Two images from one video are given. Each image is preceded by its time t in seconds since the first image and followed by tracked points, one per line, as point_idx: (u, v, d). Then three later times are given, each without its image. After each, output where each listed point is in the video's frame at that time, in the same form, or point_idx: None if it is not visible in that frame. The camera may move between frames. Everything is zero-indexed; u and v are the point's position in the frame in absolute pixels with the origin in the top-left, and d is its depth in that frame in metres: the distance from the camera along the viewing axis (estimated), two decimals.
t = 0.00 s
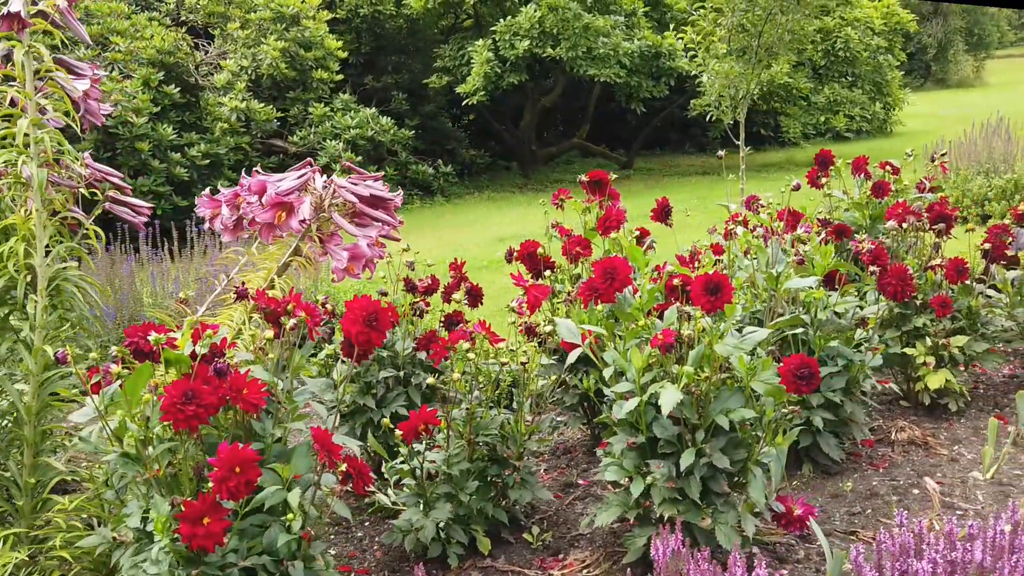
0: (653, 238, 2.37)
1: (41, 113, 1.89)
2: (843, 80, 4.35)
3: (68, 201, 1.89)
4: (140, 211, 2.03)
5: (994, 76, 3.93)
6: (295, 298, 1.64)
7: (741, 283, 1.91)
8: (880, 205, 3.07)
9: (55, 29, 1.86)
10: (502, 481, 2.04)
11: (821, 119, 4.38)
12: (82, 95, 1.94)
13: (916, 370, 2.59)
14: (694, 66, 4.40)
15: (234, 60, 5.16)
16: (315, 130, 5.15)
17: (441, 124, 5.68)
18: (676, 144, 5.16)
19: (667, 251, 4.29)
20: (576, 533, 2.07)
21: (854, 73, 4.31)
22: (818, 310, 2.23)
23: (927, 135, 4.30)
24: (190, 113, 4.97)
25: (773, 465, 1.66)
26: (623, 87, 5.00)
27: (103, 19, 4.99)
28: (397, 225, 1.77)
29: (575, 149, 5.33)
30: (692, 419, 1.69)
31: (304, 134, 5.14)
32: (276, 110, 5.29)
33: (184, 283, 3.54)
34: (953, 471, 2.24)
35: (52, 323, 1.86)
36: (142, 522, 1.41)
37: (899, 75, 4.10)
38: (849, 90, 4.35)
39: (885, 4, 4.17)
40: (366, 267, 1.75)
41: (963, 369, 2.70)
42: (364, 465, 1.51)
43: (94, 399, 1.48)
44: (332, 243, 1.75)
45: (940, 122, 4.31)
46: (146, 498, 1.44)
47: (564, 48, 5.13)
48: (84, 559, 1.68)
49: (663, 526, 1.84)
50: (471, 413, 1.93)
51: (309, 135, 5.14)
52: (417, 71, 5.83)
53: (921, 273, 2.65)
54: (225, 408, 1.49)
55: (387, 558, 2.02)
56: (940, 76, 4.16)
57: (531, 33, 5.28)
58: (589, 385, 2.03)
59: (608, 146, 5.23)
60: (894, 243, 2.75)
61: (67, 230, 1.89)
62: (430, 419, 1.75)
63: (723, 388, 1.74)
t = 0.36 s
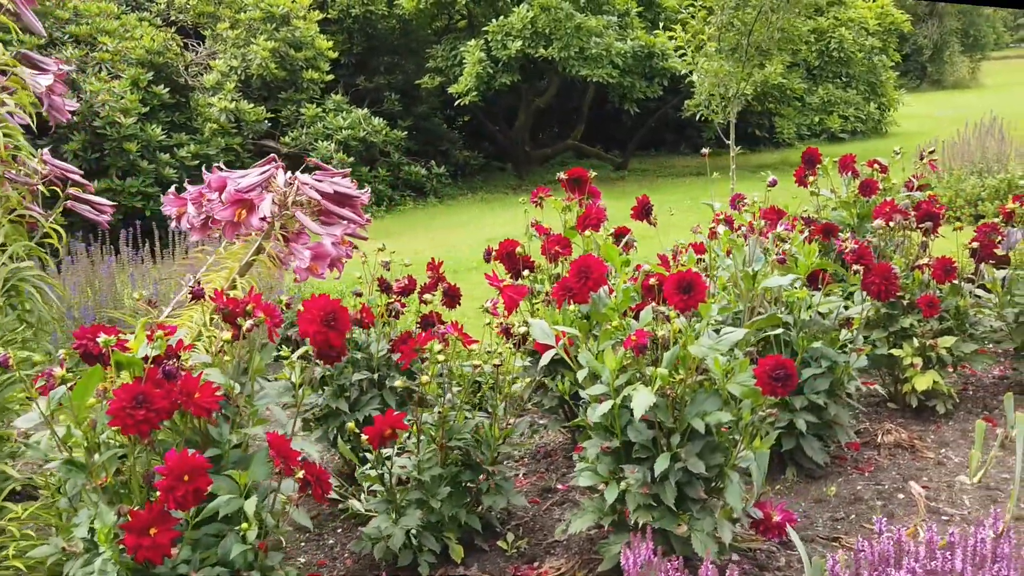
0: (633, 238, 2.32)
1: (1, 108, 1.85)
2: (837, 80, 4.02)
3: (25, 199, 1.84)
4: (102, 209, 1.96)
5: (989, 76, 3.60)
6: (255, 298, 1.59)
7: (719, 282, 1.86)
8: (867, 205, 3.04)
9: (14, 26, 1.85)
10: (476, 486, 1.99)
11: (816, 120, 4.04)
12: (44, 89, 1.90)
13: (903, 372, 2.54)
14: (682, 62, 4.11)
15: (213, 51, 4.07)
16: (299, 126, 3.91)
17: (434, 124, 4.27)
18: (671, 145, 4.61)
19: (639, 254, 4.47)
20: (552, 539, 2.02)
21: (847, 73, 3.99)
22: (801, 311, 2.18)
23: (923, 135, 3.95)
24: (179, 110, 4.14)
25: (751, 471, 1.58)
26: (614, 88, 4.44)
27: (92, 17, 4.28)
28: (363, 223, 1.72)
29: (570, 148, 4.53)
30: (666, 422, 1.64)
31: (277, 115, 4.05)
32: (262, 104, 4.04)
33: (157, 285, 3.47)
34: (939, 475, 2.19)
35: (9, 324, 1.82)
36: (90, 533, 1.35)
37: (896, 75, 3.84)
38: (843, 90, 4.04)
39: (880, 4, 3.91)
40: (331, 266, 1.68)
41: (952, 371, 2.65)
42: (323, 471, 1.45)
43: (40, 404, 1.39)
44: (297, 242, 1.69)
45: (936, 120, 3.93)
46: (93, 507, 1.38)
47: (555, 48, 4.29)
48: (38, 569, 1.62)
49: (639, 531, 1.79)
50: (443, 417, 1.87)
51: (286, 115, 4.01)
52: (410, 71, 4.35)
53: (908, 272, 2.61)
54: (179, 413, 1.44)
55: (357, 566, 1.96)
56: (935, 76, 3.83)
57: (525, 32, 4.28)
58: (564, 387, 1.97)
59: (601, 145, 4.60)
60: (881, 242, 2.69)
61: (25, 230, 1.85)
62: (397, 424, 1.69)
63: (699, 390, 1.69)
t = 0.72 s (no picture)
0: (617, 240, 2.27)
1: None
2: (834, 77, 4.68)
3: None
4: (66, 214, 1.91)
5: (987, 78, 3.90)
6: (218, 306, 1.53)
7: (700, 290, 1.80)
8: (859, 207, 2.98)
9: None
10: (453, 499, 1.93)
11: (811, 119, 4.75)
12: (9, 88, 1.86)
13: (895, 378, 2.49)
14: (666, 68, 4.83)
15: (215, 60, 5.12)
16: (300, 132, 5.11)
17: (428, 125, 5.84)
18: (667, 145, 5.96)
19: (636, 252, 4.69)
20: (532, 553, 1.96)
21: (845, 72, 4.61)
22: (788, 316, 2.14)
23: (920, 134, 4.51)
24: (171, 114, 4.95)
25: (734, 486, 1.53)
26: (612, 88, 5.45)
27: (83, 20, 4.83)
28: (333, 228, 1.66)
29: (565, 148, 6.13)
30: (646, 434, 1.58)
31: (289, 135, 5.10)
32: (256, 111, 5.16)
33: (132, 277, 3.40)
34: (930, 485, 2.13)
35: None
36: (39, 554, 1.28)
37: (890, 74, 4.34)
38: (839, 90, 4.67)
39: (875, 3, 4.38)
40: (299, 272, 1.65)
41: (945, 376, 2.59)
42: (285, 487, 1.39)
43: None
44: (265, 248, 1.65)
45: (933, 120, 4.50)
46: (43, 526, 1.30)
47: (551, 48, 5.30)
48: None
49: (619, 547, 1.73)
50: (418, 427, 1.81)
51: (295, 136, 5.10)
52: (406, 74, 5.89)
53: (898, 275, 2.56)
54: (135, 427, 1.38)
55: None
56: (933, 76, 4.19)
57: (519, 33, 5.35)
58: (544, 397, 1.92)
59: (600, 145, 6.06)
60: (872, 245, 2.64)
61: None
62: (368, 435, 1.62)
63: (681, 399, 1.63)
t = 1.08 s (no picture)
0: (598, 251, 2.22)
1: None
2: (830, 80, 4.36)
3: None
4: (30, 225, 1.86)
5: (982, 78, 4.00)
6: (178, 323, 1.48)
7: (675, 303, 1.76)
8: (848, 213, 2.94)
9: None
10: (428, 517, 1.88)
11: (808, 121, 4.35)
12: None
13: (883, 389, 2.45)
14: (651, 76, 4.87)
15: (206, 63, 4.82)
16: (293, 136, 4.67)
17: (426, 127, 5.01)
18: (663, 146, 5.29)
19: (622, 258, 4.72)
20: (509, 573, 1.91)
21: (840, 74, 4.35)
22: (772, 328, 2.10)
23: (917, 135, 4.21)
24: (163, 118, 4.67)
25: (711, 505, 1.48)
26: (605, 89, 5.02)
27: (74, 23, 4.77)
28: (299, 240, 1.61)
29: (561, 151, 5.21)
30: (621, 454, 1.53)
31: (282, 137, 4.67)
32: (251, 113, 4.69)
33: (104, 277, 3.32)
34: (918, 500, 2.09)
35: None
36: None
37: (887, 76, 4.20)
38: (836, 91, 4.39)
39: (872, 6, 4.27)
40: (264, 287, 1.58)
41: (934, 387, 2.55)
42: (244, 513, 1.35)
43: None
44: (228, 263, 1.59)
45: (930, 121, 4.26)
46: None
47: (545, 51, 4.87)
48: None
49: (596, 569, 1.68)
50: (391, 445, 1.76)
51: (288, 139, 4.67)
52: (401, 74, 5.09)
53: (886, 284, 2.51)
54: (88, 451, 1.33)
55: None
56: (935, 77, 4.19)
57: (513, 35, 4.89)
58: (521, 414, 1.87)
59: (595, 148, 5.20)
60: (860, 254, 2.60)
61: None
62: (336, 455, 1.58)
63: (658, 417, 1.59)
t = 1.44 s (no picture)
0: (576, 264, 2.20)
1: None
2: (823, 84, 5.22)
3: None
4: None
5: (980, 79, 4.22)
6: (135, 343, 1.45)
7: (648, 320, 1.73)
8: (833, 224, 2.92)
9: None
10: (399, 537, 1.85)
11: (802, 126, 5.14)
12: None
13: (866, 401, 2.42)
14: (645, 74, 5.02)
15: (197, 69, 4.95)
16: (286, 141, 4.86)
17: (417, 133, 5.28)
18: (658, 149, 5.95)
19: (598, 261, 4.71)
20: None
21: (834, 78, 5.16)
22: (750, 342, 2.07)
23: (914, 137, 4.73)
24: (154, 123, 4.70)
25: (678, 525, 1.45)
26: (600, 94, 5.49)
27: (63, 27, 4.62)
28: (261, 257, 1.59)
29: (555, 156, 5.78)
30: (590, 474, 1.51)
31: (275, 143, 4.85)
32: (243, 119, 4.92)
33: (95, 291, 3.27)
34: (899, 517, 2.06)
35: None
36: None
37: (880, 82, 4.88)
38: (828, 97, 5.13)
39: (863, 12, 5.01)
40: (224, 306, 1.52)
41: (918, 399, 2.53)
42: (201, 539, 1.30)
43: None
44: (185, 280, 1.54)
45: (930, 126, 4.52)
46: None
47: (538, 56, 5.20)
48: None
49: None
50: (360, 464, 1.73)
51: (281, 144, 4.85)
52: (393, 78, 5.36)
53: (869, 295, 2.49)
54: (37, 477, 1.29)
55: None
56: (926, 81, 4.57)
57: (505, 40, 5.30)
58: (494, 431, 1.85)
59: (591, 153, 5.89)
60: (841, 265, 2.57)
61: None
62: (299, 476, 1.55)
63: (628, 436, 1.56)
